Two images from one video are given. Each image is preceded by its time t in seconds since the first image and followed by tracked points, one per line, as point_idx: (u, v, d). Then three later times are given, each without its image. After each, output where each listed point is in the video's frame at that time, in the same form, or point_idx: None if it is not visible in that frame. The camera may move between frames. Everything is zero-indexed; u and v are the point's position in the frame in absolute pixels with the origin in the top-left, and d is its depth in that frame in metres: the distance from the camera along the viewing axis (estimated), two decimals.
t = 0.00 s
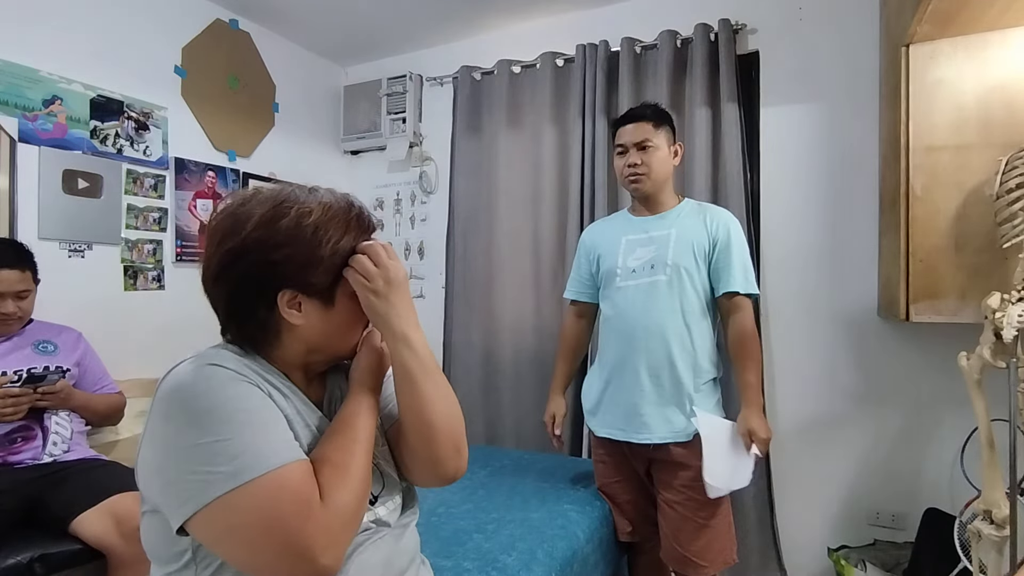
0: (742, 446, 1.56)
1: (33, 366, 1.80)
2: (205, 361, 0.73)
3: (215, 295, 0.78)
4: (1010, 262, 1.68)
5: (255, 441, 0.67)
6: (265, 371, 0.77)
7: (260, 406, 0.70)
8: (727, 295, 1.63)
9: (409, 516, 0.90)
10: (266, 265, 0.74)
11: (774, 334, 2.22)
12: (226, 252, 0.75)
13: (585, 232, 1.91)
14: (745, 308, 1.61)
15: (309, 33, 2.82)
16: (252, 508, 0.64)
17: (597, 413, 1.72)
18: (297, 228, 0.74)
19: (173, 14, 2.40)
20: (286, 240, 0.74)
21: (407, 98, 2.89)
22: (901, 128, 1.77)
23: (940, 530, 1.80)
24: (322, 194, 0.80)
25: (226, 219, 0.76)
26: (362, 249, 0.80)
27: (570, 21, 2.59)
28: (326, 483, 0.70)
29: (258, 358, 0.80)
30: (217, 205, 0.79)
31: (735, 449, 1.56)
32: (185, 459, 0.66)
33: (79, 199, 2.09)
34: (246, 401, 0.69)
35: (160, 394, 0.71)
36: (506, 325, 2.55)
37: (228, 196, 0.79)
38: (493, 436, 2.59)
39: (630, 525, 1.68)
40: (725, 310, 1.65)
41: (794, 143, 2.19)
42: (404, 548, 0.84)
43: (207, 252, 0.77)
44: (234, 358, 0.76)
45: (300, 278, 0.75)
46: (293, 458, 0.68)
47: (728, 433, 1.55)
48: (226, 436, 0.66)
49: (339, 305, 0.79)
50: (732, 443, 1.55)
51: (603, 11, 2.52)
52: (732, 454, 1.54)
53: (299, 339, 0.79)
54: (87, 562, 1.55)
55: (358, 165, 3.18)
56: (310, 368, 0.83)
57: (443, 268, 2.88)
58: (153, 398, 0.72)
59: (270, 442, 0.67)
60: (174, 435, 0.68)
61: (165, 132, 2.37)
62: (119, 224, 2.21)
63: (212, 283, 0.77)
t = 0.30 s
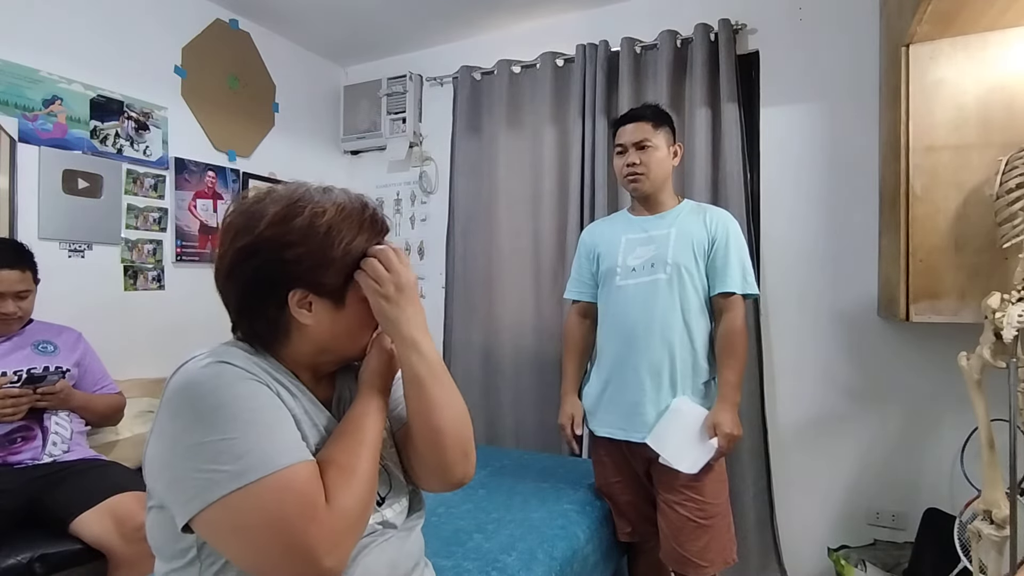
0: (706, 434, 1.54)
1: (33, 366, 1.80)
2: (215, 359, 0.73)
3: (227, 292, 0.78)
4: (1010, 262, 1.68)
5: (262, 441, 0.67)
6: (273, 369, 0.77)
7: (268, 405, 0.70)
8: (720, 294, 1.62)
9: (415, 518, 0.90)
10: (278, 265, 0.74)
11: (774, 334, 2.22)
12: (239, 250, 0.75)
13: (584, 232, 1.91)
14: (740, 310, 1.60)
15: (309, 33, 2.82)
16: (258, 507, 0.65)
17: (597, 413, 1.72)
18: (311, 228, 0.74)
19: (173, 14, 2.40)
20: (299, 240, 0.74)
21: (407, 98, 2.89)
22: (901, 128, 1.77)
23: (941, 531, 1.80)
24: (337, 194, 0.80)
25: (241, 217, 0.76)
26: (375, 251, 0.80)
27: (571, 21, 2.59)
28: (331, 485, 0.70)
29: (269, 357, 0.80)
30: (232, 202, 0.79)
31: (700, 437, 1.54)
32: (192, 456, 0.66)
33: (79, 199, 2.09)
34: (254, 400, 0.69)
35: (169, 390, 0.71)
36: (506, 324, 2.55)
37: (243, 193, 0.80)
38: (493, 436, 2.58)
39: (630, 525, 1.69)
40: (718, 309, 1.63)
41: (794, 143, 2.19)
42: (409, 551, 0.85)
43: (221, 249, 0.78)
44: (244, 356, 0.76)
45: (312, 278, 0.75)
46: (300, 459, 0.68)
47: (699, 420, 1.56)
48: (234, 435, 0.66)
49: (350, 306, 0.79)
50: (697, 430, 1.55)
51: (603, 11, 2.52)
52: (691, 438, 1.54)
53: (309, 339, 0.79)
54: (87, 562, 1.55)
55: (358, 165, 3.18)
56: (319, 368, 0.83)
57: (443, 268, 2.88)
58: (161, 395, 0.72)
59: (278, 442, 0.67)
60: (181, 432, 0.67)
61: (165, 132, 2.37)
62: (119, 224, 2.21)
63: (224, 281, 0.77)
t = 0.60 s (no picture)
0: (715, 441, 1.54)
1: (33, 366, 1.80)
2: (221, 360, 0.72)
3: (236, 290, 0.78)
4: (1010, 262, 1.68)
5: (268, 446, 0.67)
6: (280, 371, 0.77)
7: (274, 409, 0.70)
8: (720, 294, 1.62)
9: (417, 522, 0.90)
10: (291, 266, 0.74)
11: (774, 334, 2.22)
12: (251, 249, 0.75)
13: (584, 231, 1.91)
14: (741, 309, 1.61)
15: (309, 33, 2.82)
16: (263, 512, 0.65)
17: (596, 412, 1.72)
18: (325, 230, 0.74)
19: (173, 14, 2.40)
20: (312, 242, 0.74)
21: (407, 98, 2.89)
22: (901, 128, 1.77)
23: (941, 531, 1.80)
24: (352, 195, 0.80)
25: (253, 215, 0.76)
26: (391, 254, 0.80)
27: (571, 21, 2.58)
28: (336, 491, 0.70)
29: (278, 359, 0.80)
30: (244, 199, 0.79)
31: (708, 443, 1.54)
32: (198, 460, 0.66)
33: (79, 199, 2.09)
34: (261, 404, 0.69)
35: (175, 391, 0.71)
36: (506, 324, 2.55)
37: (256, 191, 0.79)
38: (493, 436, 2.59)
39: (630, 526, 1.69)
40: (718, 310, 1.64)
41: (794, 143, 2.19)
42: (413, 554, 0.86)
43: (231, 246, 0.77)
44: (251, 357, 0.76)
45: (324, 280, 0.75)
46: (306, 464, 0.68)
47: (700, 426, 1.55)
48: (240, 440, 0.66)
49: (360, 307, 0.79)
50: (705, 436, 1.55)
51: (603, 11, 2.52)
52: (701, 444, 1.54)
53: (317, 340, 0.79)
54: (87, 562, 1.55)
55: (358, 165, 3.18)
56: (328, 369, 0.83)
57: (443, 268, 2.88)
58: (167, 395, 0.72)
59: (284, 447, 0.67)
60: (187, 435, 0.68)
61: (165, 132, 2.38)
62: (119, 224, 2.21)
63: (234, 278, 0.77)
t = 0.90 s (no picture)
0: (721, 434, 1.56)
1: (33, 367, 1.80)
2: (227, 363, 0.72)
3: (237, 291, 0.78)
4: (1010, 262, 1.68)
5: (271, 453, 0.67)
6: (285, 374, 0.77)
7: (279, 415, 0.70)
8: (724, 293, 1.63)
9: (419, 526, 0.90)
10: (288, 267, 0.74)
11: (774, 334, 2.22)
12: (249, 251, 0.75)
13: (584, 230, 1.90)
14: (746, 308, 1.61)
15: (309, 34, 2.82)
16: (266, 519, 0.65)
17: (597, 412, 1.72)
18: (321, 229, 0.74)
19: (173, 14, 2.40)
20: (308, 242, 0.74)
21: (407, 98, 2.89)
22: (901, 128, 1.77)
23: (941, 531, 1.80)
24: (349, 193, 0.80)
25: (251, 216, 0.76)
26: (389, 253, 0.80)
27: (571, 21, 2.58)
28: (339, 499, 0.69)
29: (282, 360, 0.80)
30: (242, 200, 0.79)
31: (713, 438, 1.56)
32: (201, 465, 0.66)
33: (79, 199, 2.09)
34: (265, 410, 0.69)
35: (180, 394, 0.71)
36: (506, 324, 2.55)
37: (254, 191, 0.79)
38: (493, 436, 2.59)
39: (630, 526, 1.69)
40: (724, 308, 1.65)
41: (794, 142, 2.19)
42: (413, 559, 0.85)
43: (230, 248, 0.78)
44: (256, 360, 0.76)
45: (321, 281, 0.76)
46: (310, 472, 0.68)
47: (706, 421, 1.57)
48: (243, 445, 0.66)
49: (361, 308, 0.79)
50: (710, 431, 1.56)
51: (603, 11, 2.52)
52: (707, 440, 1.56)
53: (319, 342, 0.79)
54: (87, 562, 1.55)
55: (358, 165, 3.18)
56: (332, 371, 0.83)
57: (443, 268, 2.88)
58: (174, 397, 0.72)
59: (288, 454, 0.67)
60: (191, 439, 0.68)
61: (165, 132, 2.38)
62: (119, 224, 2.21)
63: (233, 280, 0.78)
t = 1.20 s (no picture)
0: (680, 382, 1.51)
1: (33, 367, 1.80)
2: (239, 361, 0.73)
3: (251, 289, 0.79)
4: (1010, 262, 1.68)
5: (282, 454, 0.67)
6: (296, 373, 0.77)
7: (289, 415, 0.70)
8: (728, 292, 1.63)
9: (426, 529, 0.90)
10: (301, 266, 0.75)
11: (774, 334, 2.22)
12: (264, 249, 0.75)
13: (586, 230, 1.90)
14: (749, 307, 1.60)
15: (310, 34, 2.82)
16: (274, 519, 0.65)
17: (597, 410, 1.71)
18: (335, 230, 0.74)
19: (173, 14, 2.40)
20: (321, 242, 0.74)
21: (406, 98, 2.89)
22: (901, 128, 1.77)
23: (942, 531, 1.80)
24: (364, 192, 0.79)
25: (266, 214, 0.76)
26: (402, 254, 0.79)
27: (570, 21, 2.58)
28: (347, 501, 0.69)
29: (294, 359, 0.80)
30: (259, 197, 0.79)
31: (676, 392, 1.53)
32: (211, 464, 0.66)
33: (79, 199, 2.09)
34: (277, 411, 0.69)
35: (193, 391, 0.71)
36: (506, 324, 2.55)
37: (270, 189, 0.79)
38: (493, 436, 2.59)
39: (630, 525, 1.69)
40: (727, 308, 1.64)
41: (794, 142, 2.19)
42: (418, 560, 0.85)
43: (246, 245, 0.78)
44: (268, 359, 0.76)
45: (333, 280, 0.75)
46: (319, 474, 0.68)
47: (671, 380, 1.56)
48: (254, 445, 0.66)
49: (372, 309, 0.79)
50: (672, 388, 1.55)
51: (603, 11, 2.52)
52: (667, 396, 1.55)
53: (329, 341, 0.79)
54: (87, 562, 1.55)
55: (358, 165, 3.18)
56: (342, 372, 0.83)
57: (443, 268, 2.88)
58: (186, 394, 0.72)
59: (298, 455, 0.67)
60: (201, 437, 0.68)
61: (165, 132, 2.38)
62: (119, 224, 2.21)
63: (247, 278, 0.78)
